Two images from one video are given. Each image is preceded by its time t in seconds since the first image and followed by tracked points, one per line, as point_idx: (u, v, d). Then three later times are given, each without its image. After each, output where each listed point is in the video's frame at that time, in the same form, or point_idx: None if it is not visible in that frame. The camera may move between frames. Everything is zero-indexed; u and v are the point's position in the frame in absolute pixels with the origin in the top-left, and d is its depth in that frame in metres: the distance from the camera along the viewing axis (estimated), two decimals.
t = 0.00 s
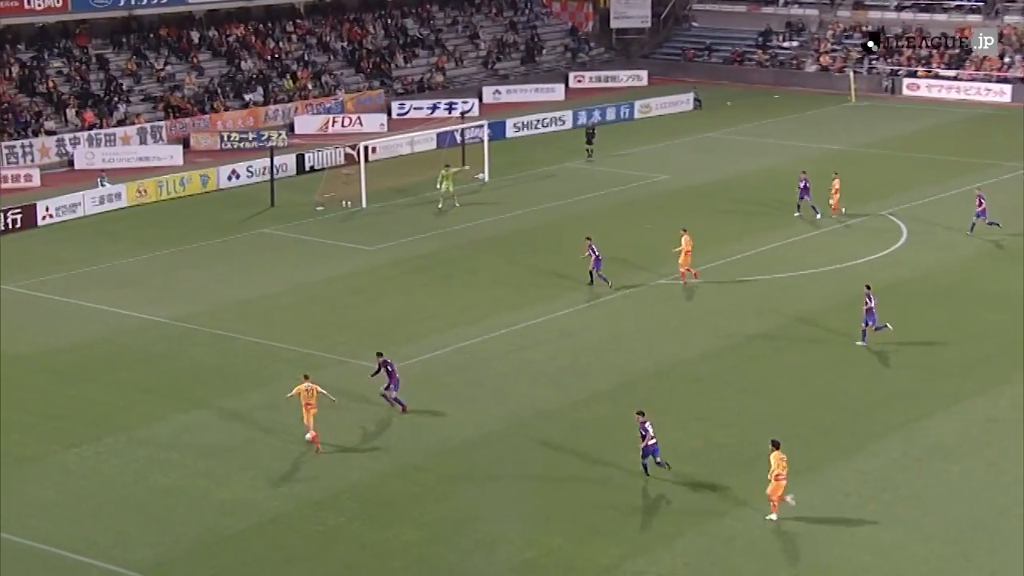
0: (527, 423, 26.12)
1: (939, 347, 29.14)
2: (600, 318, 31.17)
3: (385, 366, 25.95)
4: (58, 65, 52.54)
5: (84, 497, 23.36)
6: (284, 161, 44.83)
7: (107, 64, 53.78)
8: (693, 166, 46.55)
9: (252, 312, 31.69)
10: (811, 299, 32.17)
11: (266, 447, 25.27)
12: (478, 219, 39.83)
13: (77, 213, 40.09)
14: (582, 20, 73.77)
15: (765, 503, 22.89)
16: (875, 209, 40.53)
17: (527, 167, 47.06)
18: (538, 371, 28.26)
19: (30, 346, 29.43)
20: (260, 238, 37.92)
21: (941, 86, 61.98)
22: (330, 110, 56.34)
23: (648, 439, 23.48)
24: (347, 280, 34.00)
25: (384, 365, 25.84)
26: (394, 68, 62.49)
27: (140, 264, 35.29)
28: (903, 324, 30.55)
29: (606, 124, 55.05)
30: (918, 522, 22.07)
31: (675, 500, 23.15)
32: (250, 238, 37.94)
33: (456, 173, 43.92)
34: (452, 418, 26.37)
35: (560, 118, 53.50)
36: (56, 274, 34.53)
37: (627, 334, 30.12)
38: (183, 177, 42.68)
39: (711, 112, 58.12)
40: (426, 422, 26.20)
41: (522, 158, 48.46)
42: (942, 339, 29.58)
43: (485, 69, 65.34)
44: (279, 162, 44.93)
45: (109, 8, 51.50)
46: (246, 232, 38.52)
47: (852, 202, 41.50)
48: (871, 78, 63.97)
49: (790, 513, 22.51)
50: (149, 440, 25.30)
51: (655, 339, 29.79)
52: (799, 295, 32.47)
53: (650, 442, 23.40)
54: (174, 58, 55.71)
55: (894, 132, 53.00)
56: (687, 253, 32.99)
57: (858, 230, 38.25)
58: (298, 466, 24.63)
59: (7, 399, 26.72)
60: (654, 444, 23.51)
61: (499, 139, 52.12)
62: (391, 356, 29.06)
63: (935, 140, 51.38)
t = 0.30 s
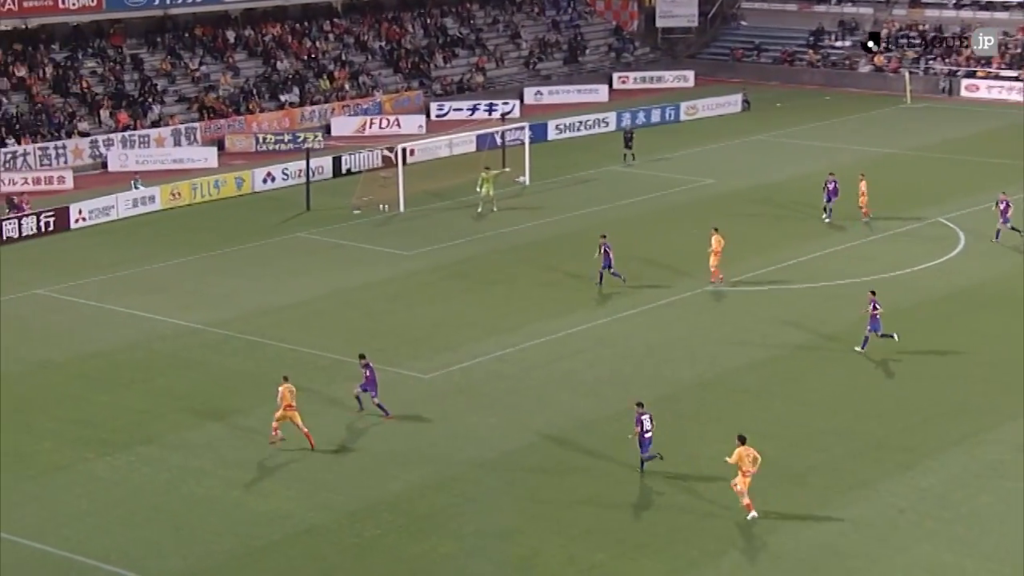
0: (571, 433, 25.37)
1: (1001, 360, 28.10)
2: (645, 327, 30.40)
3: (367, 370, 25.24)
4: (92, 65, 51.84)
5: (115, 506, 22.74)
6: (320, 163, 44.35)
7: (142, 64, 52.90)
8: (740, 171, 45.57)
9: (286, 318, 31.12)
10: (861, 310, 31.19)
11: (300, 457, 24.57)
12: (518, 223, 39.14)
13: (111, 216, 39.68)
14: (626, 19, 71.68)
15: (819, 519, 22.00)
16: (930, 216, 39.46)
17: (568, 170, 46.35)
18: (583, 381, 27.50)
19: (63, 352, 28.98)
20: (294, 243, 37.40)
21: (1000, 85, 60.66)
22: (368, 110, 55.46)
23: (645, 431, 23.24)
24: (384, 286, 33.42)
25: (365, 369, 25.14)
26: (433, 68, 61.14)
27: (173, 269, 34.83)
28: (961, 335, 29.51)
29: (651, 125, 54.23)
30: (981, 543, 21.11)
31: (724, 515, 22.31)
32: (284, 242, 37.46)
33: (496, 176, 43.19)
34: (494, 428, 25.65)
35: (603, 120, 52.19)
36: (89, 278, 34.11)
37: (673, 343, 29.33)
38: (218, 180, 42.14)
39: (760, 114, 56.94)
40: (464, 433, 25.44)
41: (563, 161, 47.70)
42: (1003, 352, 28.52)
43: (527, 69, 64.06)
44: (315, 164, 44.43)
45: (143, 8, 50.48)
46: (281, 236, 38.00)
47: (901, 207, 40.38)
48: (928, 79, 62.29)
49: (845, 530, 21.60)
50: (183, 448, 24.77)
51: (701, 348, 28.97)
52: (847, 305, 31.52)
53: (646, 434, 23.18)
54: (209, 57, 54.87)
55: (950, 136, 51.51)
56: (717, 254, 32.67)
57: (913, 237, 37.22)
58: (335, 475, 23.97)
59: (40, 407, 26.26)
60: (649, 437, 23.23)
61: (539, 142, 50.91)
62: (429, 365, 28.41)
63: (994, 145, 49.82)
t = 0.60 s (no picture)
0: (610, 444, 24.55)
1: None
2: (686, 333, 29.59)
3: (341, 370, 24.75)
4: (124, 63, 51.45)
5: (143, 514, 22.17)
6: (355, 163, 43.87)
7: (173, 62, 52.49)
8: (785, 173, 44.49)
9: (317, 323, 30.55)
10: (910, 318, 30.25)
11: (333, 465, 23.93)
12: (557, 226, 38.44)
13: (141, 217, 39.27)
14: (669, 16, 70.30)
15: (868, 535, 21.11)
16: (986, 221, 38.17)
17: (607, 171, 45.44)
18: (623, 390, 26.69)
19: (95, 357, 28.51)
20: (328, 245, 36.89)
21: None
22: (403, 110, 54.67)
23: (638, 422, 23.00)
24: (419, 289, 32.79)
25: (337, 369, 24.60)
26: (471, 67, 60.40)
27: (204, 271, 34.38)
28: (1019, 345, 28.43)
29: (697, 125, 53.27)
30: None
31: (770, 528, 21.43)
32: (316, 244, 36.93)
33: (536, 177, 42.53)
34: (531, 437, 24.89)
35: (646, 120, 51.64)
36: (120, 281, 33.70)
37: (714, 350, 28.50)
38: (250, 181, 41.62)
39: (808, 115, 55.71)
40: (501, 442, 24.73)
41: (602, 163, 46.80)
42: None
43: (566, 68, 63.16)
44: (348, 164, 43.95)
45: (177, 3, 49.93)
46: (314, 238, 37.49)
47: (953, 212, 39.23)
48: (985, 78, 60.91)
49: (894, 547, 20.71)
50: (212, 456, 24.20)
51: (745, 356, 28.16)
52: (897, 313, 30.60)
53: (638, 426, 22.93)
54: (242, 55, 54.36)
55: (1004, 138, 50.03)
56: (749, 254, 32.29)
57: (968, 243, 36.07)
58: (367, 483, 23.30)
59: (70, 412, 25.80)
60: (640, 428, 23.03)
61: (580, 142, 50.24)
62: (464, 371, 27.79)
63: None
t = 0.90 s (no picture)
0: (646, 448, 24.41)
1: None
2: (723, 337, 29.40)
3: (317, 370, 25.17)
4: (160, 65, 51.54)
5: (179, 515, 22.19)
6: (389, 166, 43.81)
7: (210, 64, 52.64)
8: (823, 177, 44.10)
9: (353, 325, 30.57)
10: (954, 324, 29.89)
11: (369, 467, 23.88)
12: (593, 229, 38.30)
13: (177, 219, 39.43)
14: (706, 18, 69.21)
15: (908, 542, 20.86)
16: None
17: (642, 174, 45.26)
18: (660, 395, 26.54)
19: (132, 357, 28.65)
20: (364, 248, 36.85)
21: None
22: (438, 112, 54.69)
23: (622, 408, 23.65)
24: (454, 292, 32.73)
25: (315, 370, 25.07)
26: (506, 69, 60.36)
27: (239, 273, 34.47)
28: None
29: (732, 129, 52.96)
30: None
31: (809, 534, 21.21)
32: (352, 247, 36.95)
33: (571, 181, 42.36)
34: (567, 440, 24.79)
35: (682, 122, 51.41)
36: (155, 283, 33.83)
37: (751, 355, 28.31)
38: (285, 183, 41.74)
39: (846, 118, 55.23)
40: (536, 446, 24.62)
41: (636, 166, 46.60)
42: None
43: (602, 70, 63.13)
44: (383, 167, 43.90)
45: (213, 6, 49.73)
46: (349, 241, 37.50)
47: (996, 218, 38.71)
48: None
49: (935, 555, 20.44)
50: (247, 458, 24.21)
51: (783, 361, 27.96)
52: (938, 318, 30.24)
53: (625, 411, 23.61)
54: (278, 57, 54.53)
55: None
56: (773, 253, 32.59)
57: (1013, 249, 35.57)
58: (402, 486, 23.24)
59: (107, 413, 25.90)
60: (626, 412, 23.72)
61: (616, 145, 50.08)
62: (499, 374, 27.72)
63: None
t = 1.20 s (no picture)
0: (674, 451, 24.36)
1: None
2: (753, 340, 29.32)
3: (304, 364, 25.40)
4: (191, 67, 51.98)
5: (209, 515, 22.31)
6: (417, 167, 43.77)
7: (240, 66, 52.93)
8: (853, 180, 43.92)
9: (383, 326, 30.66)
10: (986, 328, 29.69)
11: (397, 468, 23.94)
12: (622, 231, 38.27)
13: (207, 220, 39.62)
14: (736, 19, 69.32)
15: (939, 547, 20.73)
16: None
17: (671, 177, 45.19)
18: (689, 397, 26.50)
19: (162, 358, 28.84)
20: (393, 250, 36.90)
21: None
22: (465, 115, 54.82)
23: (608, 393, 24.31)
24: (481, 295, 32.78)
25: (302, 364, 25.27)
26: (534, 71, 60.40)
27: (267, 275, 34.62)
28: None
29: (760, 131, 52.77)
30: None
31: (839, 537, 21.12)
32: (381, 248, 37.05)
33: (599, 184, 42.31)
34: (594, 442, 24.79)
35: (710, 125, 51.34)
36: (185, 283, 34.02)
37: (781, 358, 28.23)
38: (315, 185, 41.94)
39: (876, 120, 54.95)
40: (564, 447, 24.62)
41: (663, 168, 46.54)
42: None
43: (630, 72, 63.08)
44: (411, 169, 43.90)
45: (243, 8, 50.21)
46: (378, 243, 37.59)
47: None
48: None
49: (966, 560, 20.32)
50: (275, 458, 24.31)
51: (812, 364, 27.86)
52: (970, 322, 30.05)
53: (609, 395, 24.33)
54: (308, 60, 54.84)
55: None
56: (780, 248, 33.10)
57: None
58: (429, 487, 23.27)
59: (136, 413, 26.07)
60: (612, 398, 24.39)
61: (644, 147, 50.06)
62: (528, 376, 27.75)
63: None
